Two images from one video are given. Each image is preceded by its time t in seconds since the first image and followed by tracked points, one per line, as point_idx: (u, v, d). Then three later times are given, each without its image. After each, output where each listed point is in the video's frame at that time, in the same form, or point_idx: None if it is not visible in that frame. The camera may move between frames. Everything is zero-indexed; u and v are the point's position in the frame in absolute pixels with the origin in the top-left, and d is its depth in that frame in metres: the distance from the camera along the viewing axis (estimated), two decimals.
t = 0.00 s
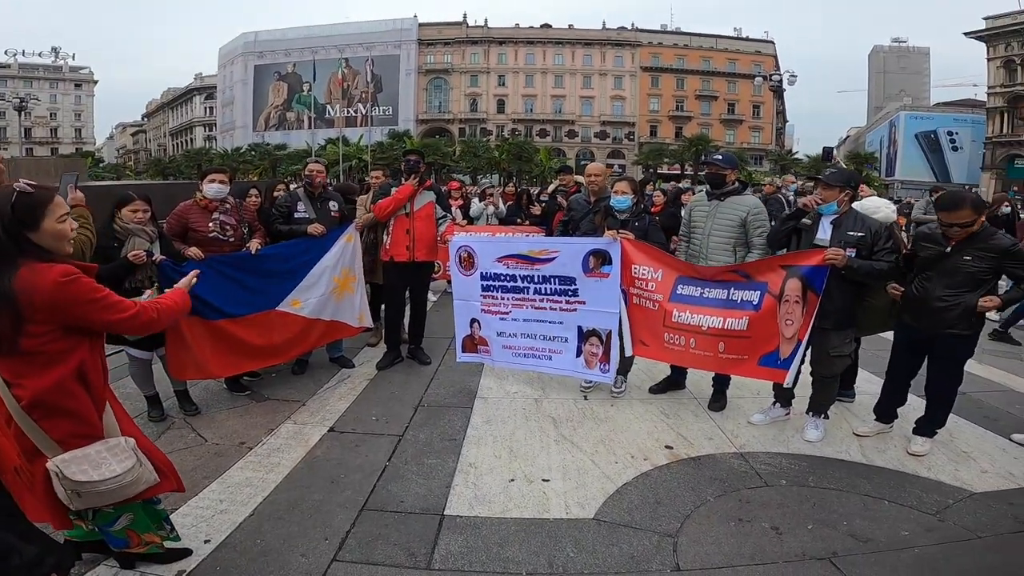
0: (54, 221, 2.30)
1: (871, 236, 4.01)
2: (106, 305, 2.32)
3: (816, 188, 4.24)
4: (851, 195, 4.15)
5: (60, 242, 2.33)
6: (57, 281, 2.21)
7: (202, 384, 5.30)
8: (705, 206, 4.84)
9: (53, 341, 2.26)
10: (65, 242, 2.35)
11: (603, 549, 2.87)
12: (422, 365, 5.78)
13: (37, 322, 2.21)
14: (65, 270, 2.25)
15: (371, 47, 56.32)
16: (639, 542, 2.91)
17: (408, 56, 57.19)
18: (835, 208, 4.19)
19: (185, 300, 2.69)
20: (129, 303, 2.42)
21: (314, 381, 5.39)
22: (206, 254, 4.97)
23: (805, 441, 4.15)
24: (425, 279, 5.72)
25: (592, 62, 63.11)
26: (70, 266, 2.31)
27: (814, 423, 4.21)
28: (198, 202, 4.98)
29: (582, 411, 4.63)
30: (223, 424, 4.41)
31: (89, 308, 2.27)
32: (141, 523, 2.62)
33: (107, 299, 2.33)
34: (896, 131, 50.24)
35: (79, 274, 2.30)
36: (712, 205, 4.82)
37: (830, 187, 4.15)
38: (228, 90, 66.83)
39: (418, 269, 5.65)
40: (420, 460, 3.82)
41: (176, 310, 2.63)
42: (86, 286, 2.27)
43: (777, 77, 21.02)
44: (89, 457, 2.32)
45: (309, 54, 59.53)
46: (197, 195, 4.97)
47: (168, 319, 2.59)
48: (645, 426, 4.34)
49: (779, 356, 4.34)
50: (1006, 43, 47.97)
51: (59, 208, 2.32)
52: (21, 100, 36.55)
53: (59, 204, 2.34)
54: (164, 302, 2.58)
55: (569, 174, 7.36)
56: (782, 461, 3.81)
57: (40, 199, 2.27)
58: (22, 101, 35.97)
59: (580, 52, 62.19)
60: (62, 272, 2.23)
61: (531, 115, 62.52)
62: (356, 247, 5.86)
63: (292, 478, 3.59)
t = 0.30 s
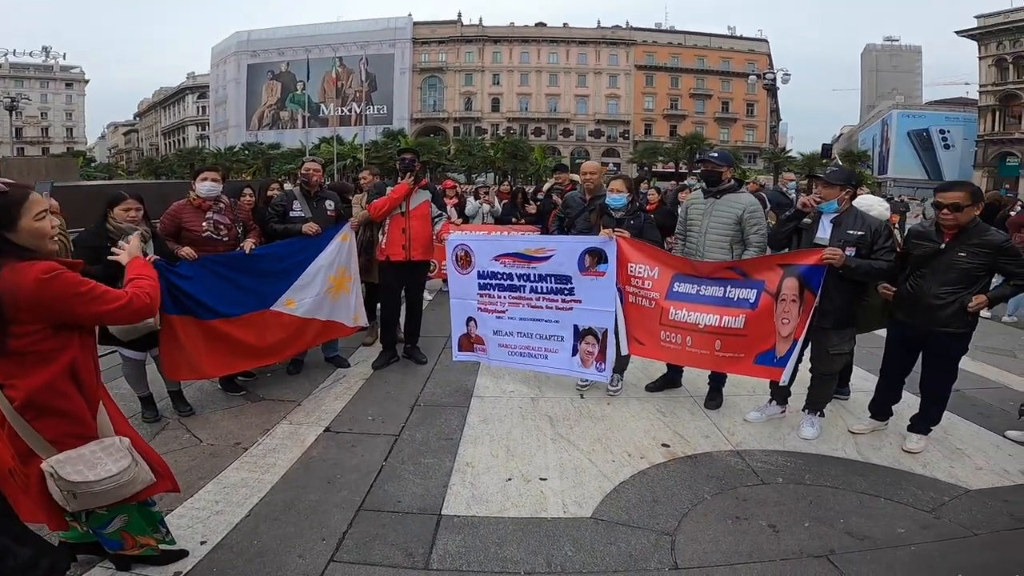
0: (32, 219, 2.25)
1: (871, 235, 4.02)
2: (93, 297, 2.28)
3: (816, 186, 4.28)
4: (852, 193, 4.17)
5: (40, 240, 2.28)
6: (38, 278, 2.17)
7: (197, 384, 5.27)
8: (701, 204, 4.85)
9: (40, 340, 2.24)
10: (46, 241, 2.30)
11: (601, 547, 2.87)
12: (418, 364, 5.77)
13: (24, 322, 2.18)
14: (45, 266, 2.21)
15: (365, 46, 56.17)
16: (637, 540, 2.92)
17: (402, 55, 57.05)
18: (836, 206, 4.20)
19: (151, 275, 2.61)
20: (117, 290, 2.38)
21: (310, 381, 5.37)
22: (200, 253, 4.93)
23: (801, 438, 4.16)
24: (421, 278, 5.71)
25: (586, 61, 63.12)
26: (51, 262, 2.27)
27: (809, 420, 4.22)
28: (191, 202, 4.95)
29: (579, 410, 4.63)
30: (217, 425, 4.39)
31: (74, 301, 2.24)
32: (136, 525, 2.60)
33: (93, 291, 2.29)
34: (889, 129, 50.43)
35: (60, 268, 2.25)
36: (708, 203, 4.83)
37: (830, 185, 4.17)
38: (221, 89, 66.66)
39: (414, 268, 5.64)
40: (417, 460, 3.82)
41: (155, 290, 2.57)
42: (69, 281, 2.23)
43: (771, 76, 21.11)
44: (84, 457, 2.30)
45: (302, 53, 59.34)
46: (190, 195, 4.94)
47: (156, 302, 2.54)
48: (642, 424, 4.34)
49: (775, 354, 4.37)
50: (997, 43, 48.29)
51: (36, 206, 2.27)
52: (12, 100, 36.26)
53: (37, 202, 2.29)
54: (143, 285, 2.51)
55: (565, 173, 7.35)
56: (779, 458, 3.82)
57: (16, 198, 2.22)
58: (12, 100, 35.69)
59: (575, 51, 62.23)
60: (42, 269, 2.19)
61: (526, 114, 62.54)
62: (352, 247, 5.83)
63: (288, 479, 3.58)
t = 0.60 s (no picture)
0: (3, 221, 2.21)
1: (858, 230, 4.07)
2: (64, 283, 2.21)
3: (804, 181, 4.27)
4: (840, 188, 4.19)
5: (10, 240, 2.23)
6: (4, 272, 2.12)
7: (183, 387, 5.22)
8: (687, 199, 4.88)
9: (22, 334, 2.22)
10: (17, 242, 2.25)
11: (594, 544, 2.88)
12: (408, 362, 5.76)
13: (14, 314, 2.18)
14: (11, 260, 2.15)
15: (349, 43, 55.77)
16: (630, 536, 2.93)
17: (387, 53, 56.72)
18: (825, 200, 4.22)
19: (129, 229, 2.48)
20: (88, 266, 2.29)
21: (299, 381, 5.34)
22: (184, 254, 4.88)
23: (789, 431, 4.20)
24: (409, 276, 5.69)
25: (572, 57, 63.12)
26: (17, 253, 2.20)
27: (797, 413, 4.27)
28: (173, 202, 4.88)
29: (570, 406, 4.65)
30: (205, 427, 4.35)
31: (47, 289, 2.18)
32: (124, 529, 2.57)
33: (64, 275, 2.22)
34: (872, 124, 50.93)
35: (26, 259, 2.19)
36: (694, 197, 4.85)
37: (820, 180, 4.18)
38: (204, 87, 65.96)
39: (403, 266, 5.63)
40: (409, 459, 3.81)
41: (134, 252, 2.46)
42: (37, 271, 2.17)
43: (755, 70, 21.22)
44: (73, 457, 2.28)
45: (286, 50, 58.82)
46: (172, 195, 4.87)
47: (136, 267, 2.45)
48: (632, 419, 4.36)
49: (762, 349, 4.41)
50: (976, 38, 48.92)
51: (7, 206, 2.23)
52: None
53: (8, 203, 2.25)
54: (118, 253, 2.41)
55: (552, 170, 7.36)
56: (768, 451, 3.86)
57: None
58: None
59: (561, 47, 62.25)
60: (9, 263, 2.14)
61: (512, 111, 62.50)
62: (338, 246, 5.76)
63: (278, 480, 3.56)
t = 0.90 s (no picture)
0: None
1: (833, 225, 4.13)
2: (36, 298, 2.16)
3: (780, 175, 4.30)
4: (815, 182, 4.22)
5: None
6: None
7: (161, 390, 5.14)
8: (666, 194, 4.91)
9: None
10: None
11: (581, 540, 2.90)
12: (390, 361, 5.73)
13: None
14: None
15: (325, 40, 55.20)
16: (617, 532, 2.95)
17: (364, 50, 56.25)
18: (800, 194, 4.26)
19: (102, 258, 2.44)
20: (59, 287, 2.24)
21: (279, 382, 5.29)
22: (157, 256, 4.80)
23: (769, 424, 4.26)
24: (390, 275, 5.66)
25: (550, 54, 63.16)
26: None
27: (777, 406, 4.33)
28: (144, 203, 4.79)
29: (554, 402, 4.66)
30: (184, 431, 4.29)
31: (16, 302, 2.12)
32: (104, 534, 2.52)
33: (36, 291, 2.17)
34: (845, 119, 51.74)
35: None
36: (672, 193, 4.88)
37: (796, 175, 4.21)
38: (178, 85, 64.82)
39: (382, 265, 5.59)
40: (393, 459, 3.79)
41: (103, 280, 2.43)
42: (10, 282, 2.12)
43: (731, 67, 21.40)
44: (48, 465, 2.23)
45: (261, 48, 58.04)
46: (144, 196, 4.78)
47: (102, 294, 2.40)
48: (616, 414, 4.39)
49: (741, 343, 4.47)
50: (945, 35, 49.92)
51: None
52: None
53: None
54: (89, 279, 2.37)
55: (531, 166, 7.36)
56: (749, 444, 3.91)
57: None
58: None
59: (539, 44, 62.26)
60: None
61: (491, 108, 62.39)
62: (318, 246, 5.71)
63: (260, 483, 3.52)
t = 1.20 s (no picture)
0: None
1: (817, 212, 4.18)
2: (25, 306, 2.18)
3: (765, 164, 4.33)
4: (798, 170, 4.24)
5: None
6: None
7: (150, 388, 5.10)
8: (654, 184, 4.91)
9: None
10: None
11: (576, 531, 2.91)
12: (380, 355, 5.72)
13: None
14: None
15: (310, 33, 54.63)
16: (611, 522, 2.97)
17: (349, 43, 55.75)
18: (784, 182, 4.27)
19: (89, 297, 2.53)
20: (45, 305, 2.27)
21: (269, 378, 5.25)
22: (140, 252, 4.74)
23: (760, 412, 4.29)
24: (379, 268, 5.63)
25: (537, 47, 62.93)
26: None
27: (767, 394, 4.36)
28: (127, 199, 4.72)
29: (545, 394, 4.67)
30: (173, 429, 4.25)
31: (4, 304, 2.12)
32: (94, 535, 2.50)
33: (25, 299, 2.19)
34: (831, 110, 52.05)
35: None
36: (660, 183, 4.88)
37: (779, 164, 4.24)
38: (160, 81, 63.96)
39: (370, 258, 5.54)
40: (386, 453, 3.78)
41: (89, 312, 2.48)
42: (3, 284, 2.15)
43: (718, 58, 21.39)
44: (32, 466, 2.21)
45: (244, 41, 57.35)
46: (127, 192, 4.71)
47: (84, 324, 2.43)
48: (607, 405, 4.41)
49: (730, 331, 4.49)
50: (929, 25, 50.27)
51: None
52: None
53: None
54: (75, 307, 2.42)
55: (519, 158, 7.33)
56: (740, 433, 3.94)
57: None
58: None
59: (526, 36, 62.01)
60: None
61: (478, 101, 62.15)
62: (306, 241, 5.64)
63: (252, 480, 3.50)
